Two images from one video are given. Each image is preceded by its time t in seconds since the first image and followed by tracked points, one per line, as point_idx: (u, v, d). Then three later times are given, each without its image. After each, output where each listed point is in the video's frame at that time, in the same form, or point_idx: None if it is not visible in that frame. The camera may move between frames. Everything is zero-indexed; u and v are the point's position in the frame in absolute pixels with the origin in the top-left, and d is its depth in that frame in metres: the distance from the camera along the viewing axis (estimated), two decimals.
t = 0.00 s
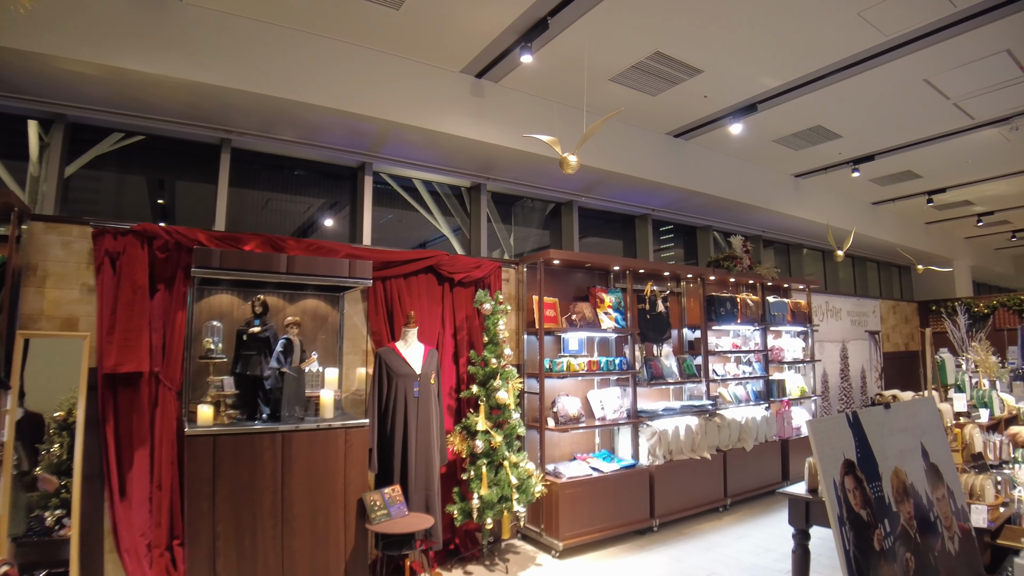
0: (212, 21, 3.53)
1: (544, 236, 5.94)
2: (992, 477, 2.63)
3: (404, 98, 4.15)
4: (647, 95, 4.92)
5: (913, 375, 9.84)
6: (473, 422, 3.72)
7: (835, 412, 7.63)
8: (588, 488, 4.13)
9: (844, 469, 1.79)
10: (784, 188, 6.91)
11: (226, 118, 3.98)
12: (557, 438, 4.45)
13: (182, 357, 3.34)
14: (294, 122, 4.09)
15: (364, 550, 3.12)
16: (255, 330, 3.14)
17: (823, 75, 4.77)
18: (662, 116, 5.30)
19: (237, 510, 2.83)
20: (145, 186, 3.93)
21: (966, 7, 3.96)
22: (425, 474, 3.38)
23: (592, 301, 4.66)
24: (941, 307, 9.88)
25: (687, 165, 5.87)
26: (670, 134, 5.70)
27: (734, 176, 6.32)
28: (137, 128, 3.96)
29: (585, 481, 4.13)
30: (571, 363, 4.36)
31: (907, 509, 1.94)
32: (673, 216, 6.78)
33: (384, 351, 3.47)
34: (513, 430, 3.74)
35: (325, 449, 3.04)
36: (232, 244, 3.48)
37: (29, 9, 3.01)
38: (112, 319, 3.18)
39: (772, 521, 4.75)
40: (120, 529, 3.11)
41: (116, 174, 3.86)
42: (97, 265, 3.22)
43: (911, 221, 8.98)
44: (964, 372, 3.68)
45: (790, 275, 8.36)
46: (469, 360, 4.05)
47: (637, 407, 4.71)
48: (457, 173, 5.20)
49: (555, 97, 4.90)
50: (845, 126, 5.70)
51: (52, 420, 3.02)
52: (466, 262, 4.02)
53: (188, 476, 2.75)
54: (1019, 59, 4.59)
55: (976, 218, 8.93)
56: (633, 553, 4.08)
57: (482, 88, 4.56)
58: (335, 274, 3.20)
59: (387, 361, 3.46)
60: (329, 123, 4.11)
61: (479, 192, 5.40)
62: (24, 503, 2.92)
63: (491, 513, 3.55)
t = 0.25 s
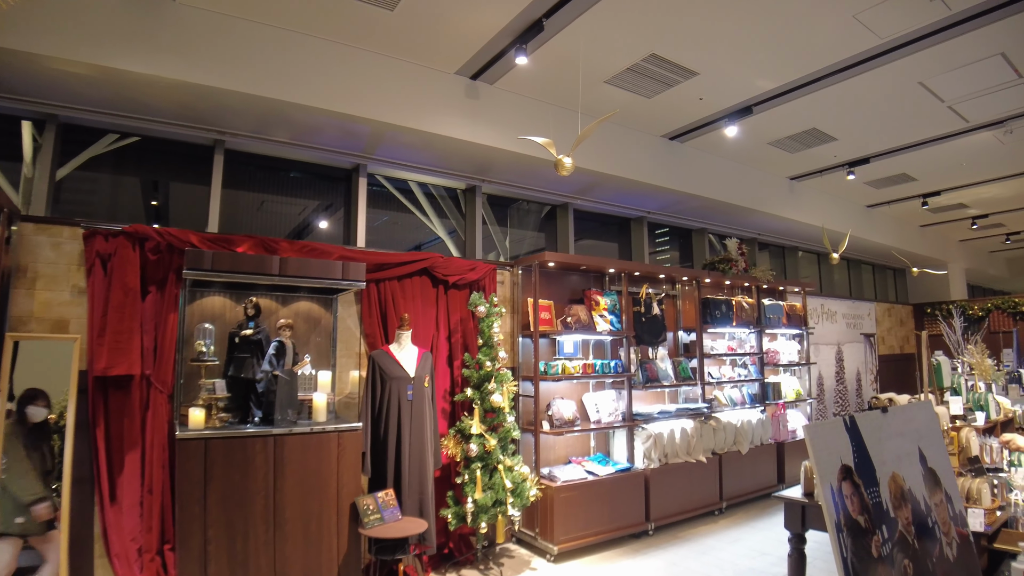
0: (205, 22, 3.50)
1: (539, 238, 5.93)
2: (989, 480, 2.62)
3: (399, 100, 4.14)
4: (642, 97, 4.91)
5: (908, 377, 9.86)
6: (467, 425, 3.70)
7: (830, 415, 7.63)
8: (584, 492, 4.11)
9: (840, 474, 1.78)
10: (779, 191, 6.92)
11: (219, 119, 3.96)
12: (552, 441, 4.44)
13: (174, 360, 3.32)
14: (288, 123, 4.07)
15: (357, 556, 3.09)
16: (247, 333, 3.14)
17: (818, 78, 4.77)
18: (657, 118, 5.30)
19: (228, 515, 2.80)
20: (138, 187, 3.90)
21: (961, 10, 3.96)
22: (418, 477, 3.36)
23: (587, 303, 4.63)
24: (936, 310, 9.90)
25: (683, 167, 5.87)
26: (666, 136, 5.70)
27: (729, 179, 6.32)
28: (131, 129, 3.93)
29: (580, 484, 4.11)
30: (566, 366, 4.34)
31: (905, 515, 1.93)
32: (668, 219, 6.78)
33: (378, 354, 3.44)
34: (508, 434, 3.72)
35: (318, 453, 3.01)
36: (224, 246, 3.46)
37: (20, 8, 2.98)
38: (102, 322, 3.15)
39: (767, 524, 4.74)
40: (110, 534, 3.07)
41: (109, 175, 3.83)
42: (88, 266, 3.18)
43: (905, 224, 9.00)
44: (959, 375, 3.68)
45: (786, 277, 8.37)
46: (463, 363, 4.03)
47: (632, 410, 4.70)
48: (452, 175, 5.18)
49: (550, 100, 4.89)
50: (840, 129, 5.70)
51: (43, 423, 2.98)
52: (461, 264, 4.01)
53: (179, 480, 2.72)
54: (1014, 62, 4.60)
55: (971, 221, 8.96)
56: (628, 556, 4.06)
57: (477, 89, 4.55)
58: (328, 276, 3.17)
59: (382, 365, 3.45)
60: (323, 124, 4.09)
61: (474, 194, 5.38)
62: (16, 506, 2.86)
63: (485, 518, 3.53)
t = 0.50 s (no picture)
0: (198, 22, 3.47)
1: (536, 241, 5.90)
2: (989, 485, 2.60)
3: (394, 102, 4.11)
4: (639, 100, 4.89)
5: (904, 381, 9.85)
6: (462, 429, 3.67)
7: (826, 418, 7.61)
8: (579, 496, 4.08)
9: (843, 482, 1.75)
10: (775, 194, 6.91)
11: (213, 120, 3.92)
12: (548, 445, 4.40)
13: (166, 364, 3.28)
14: (282, 125, 4.04)
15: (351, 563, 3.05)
16: (240, 336, 3.10)
17: (815, 81, 4.76)
18: (654, 121, 5.28)
19: (220, 522, 2.76)
20: (131, 189, 3.86)
21: (958, 13, 3.95)
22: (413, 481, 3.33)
23: (584, 307, 4.63)
24: (932, 313, 9.91)
25: (679, 170, 5.86)
26: (662, 139, 5.69)
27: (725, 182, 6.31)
28: (124, 131, 3.89)
29: (576, 489, 4.07)
30: (563, 369, 4.31)
31: (909, 522, 1.90)
32: (665, 221, 6.76)
33: (372, 358, 3.41)
34: (503, 438, 3.69)
35: (311, 459, 2.98)
36: (216, 248, 3.42)
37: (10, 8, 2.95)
38: (93, 325, 3.11)
39: (764, 529, 4.71)
40: (99, 540, 3.04)
41: (101, 176, 3.79)
42: (78, 269, 3.15)
43: (901, 227, 9.00)
44: (958, 379, 3.67)
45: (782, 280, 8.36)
46: (459, 366, 4.01)
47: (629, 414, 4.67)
48: (448, 177, 5.15)
49: (546, 102, 4.87)
50: (836, 132, 5.69)
51: (33, 428, 2.92)
52: (456, 267, 3.98)
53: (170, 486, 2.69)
54: (1010, 65, 4.60)
55: (966, 224, 8.97)
56: (624, 561, 4.03)
57: (472, 91, 4.52)
58: (321, 279, 3.14)
59: (376, 368, 3.42)
60: (317, 126, 4.06)
61: (470, 196, 5.35)
62: (7, 514, 2.77)
63: (480, 523, 3.48)
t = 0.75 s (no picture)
0: (191, 18, 3.42)
1: (532, 242, 5.85)
2: (994, 488, 2.55)
3: (389, 101, 4.06)
4: (636, 100, 4.85)
5: (901, 384, 9.82)
6: (457, 432, 3.61)
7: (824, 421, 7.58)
8: (576, 500, 4.03)
9: (856, 484, 1.71)
10: (773, 196, 6.88)
11: (207, 119, 3.87)
12: (544, 448, 4.35)
13: (155, 365, 3.23)
14: (276, 124, 3.99)
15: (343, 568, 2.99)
16: (231, 337, 3.06)
17: (813, 81, 4.73)
18: (651, 121, 5.24)
19: (210, 524, 2.70)
20: (124, 189, 3.81)
21: (958, 12, 3.92)
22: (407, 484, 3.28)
23: (581, 308, 4.58)
24: (930, 316, 9.88)
25: (677, 171, 5.82)
26: (659, 140, 5.65)
27: (723, 183, 6.27)
28: (115, 129, 3.83)
29: (573, 492, 4.02)
30: (559, 371, 4.26)
31: (923, 527, 1.85)
32: (662, 222, 6.72)
33: (365, 359, 3.36)
34: (499, 441, 3.64)
35: (303, 460, 2.92)
36: (208, 247, 3.37)
37: None
38: (81, 325, 3.05)
39: (763, 533, 4.66)
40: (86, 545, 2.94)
41: (93, 176, 3.73)
42: (66, 268, 3.08)
43: (898, 229, 8.98)
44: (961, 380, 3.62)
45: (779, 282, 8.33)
46: (454, 368, 3.95)
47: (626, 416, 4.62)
48: (444, 177, 5.10)
49: (543, 101, 4.82)
50: (835, 133, 5.66)
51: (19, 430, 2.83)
52: (452, 267, 3.93)
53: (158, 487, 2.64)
54: (1009, 65, 4.57)
55: (963, 226, 8.95)
56: (621, 565, 3.98)
57: (469, 91, 4.47)
58: (314, 279, 3.09)
59: (370, 369, 3.37)
60: (311, 125, 4.01)
61: (466, 197, 5.30)
62: None
63: (476, 527, 3.44)
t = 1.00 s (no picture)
0: (179, 12, 3.33)
1: (529, 244, 5.76)
2: (1007, 495, 2.47)
3: (383, 98, 3.98)
4: (633, 99, 4.78)
5: (899, 387, 9.75)
6: (450, 437, 3.53)
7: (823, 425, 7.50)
8: (573, 506, 3.94)
9: (879, 498, 1.33)
10: (771, 198, 6.81)
11: (197, 116, 3.77)
12: (540, 453, 4.26)
13: (139, 367, 3.13)
14: (267, 121, 3.90)
15: None
16: (216, 338, 2.96)
17: (813, 80, 4.66)
18: (649, 121, 5.17)
19: (193, 534, 2.59)
20: (115, 189, 3.71)
21: (961, 8, 3.84)
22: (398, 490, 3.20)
23: (577, 310, 4.48)
24: (928, 319, 9.82)
25: (674, 172, 5.74)
26: (657, 140, 5.58)
27: (721, 184, 6.20)
28: (101, 126, 3.72)
29: (569, 499, 3.93)
30: (555, 374, 4.17)
31: (949, 544, 1.50)
32: (659, 224, 6.64)
33: (356, 361, 3.27)
34: (493, 446, 3.55)
35: (290, 467, 2.83)
36: (194, 246, 3.28)
37: None
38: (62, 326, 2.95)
39: (763, 539, 4.57)
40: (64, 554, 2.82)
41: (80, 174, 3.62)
42: (47, 266, 2.98)
43: (896, 231, 8.93)
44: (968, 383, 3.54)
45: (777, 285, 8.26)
46: (448, 371, 3.86)
47: (623, 420, 4.53)
48: (439, 177, 5.02)
49: (539, 100, 4.75)
50: (834, 133, 5.60)
51: None
52: (446, 268, 3.84)
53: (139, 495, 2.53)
54: (1010, 64, 4.51)
55: (961, 228, 8.90)
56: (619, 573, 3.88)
57: (463, 88, 4.39)
58: (302, 279, 3.00)
59: (360, 372, 3.27)
60: (303, 123, 3.92)
61: (461, 197, 5.21)
62: None
63: (469, 535, 3.35)
